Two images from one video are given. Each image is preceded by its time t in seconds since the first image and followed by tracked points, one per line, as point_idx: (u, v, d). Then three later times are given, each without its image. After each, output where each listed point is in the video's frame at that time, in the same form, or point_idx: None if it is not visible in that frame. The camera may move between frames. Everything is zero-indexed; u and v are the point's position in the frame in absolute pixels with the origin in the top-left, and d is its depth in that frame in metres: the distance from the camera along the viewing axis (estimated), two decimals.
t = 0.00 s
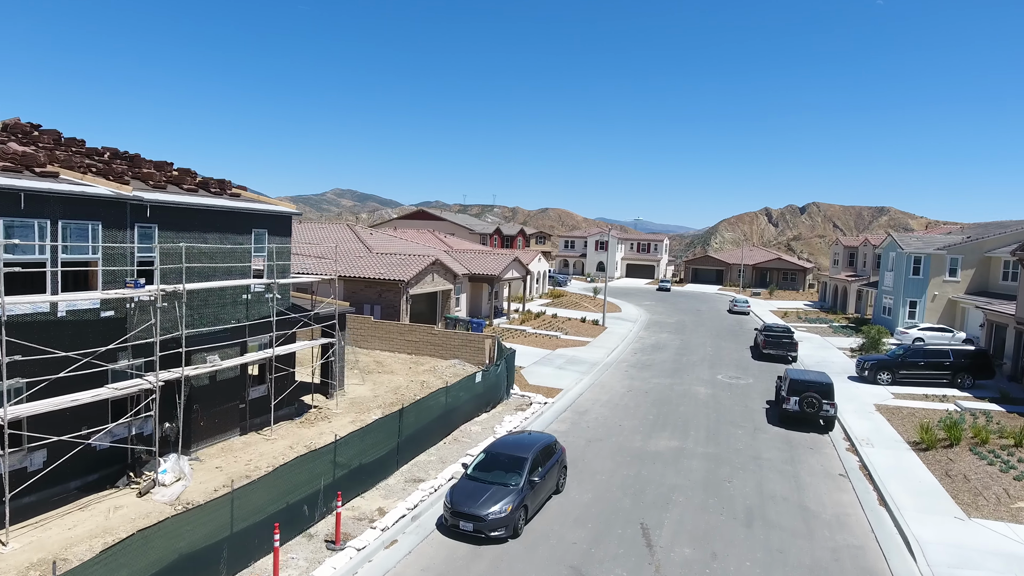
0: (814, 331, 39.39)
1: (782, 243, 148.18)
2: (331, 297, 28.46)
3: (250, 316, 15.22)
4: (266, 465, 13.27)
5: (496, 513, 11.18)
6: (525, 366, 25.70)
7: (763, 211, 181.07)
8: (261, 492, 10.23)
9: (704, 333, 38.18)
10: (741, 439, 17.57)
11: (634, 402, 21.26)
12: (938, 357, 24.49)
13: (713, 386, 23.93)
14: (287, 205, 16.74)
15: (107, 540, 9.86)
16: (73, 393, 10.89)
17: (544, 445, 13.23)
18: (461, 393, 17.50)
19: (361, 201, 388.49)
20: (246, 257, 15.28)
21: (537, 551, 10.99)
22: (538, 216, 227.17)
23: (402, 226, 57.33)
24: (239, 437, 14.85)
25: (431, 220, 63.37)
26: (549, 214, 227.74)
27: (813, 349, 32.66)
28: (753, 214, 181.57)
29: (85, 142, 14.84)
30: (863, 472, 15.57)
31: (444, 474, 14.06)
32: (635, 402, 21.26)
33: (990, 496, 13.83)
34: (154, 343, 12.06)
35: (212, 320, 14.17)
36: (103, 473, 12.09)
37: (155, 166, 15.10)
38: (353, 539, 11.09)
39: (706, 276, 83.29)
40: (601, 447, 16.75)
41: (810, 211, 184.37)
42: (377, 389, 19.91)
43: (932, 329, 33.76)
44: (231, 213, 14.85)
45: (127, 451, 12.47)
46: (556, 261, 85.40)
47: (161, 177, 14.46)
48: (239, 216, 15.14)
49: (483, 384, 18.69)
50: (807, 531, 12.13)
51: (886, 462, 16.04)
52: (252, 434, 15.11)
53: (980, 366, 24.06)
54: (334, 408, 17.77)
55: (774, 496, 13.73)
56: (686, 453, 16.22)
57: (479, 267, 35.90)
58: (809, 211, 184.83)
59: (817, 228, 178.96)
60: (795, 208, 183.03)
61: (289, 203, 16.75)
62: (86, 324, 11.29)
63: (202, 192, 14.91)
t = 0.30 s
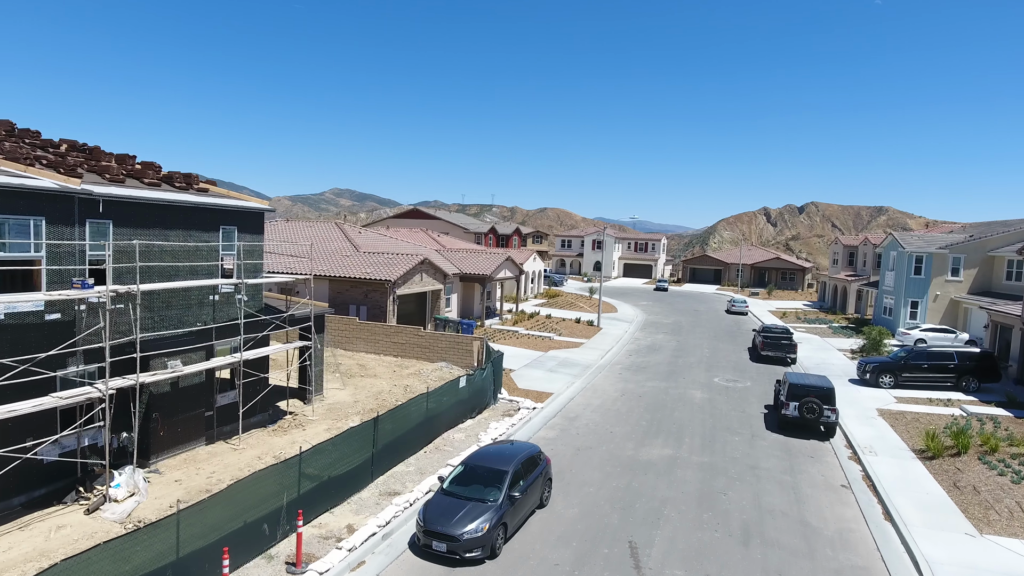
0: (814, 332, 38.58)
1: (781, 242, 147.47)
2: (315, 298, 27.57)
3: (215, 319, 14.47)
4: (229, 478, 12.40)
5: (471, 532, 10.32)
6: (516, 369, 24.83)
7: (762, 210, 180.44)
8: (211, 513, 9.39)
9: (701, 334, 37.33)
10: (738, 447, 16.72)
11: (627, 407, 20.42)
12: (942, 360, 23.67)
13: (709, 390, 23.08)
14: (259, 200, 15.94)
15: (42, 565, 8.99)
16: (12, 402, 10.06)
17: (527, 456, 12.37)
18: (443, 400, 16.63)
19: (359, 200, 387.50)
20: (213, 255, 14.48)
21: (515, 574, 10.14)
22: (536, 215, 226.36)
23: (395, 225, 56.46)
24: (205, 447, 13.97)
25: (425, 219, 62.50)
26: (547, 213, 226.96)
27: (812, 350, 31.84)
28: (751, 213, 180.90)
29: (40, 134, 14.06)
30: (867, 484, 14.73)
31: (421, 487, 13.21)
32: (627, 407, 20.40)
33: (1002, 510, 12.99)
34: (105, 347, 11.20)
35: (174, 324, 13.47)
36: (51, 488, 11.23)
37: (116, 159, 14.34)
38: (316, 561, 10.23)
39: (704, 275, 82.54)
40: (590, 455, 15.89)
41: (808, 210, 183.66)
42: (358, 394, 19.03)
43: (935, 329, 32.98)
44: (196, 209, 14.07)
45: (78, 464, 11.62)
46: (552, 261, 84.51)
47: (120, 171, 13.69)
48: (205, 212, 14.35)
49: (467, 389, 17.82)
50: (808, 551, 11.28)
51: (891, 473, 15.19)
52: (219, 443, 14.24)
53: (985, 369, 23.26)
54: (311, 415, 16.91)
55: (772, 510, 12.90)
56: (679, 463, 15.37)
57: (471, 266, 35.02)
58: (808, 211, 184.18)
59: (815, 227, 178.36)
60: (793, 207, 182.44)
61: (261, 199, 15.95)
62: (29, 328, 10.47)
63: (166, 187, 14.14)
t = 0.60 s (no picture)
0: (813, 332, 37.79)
1: (780, 242, 146.70)
2: (300, 298, 26.70)
3: (181, 321, 13.64)
4: (188, 492, 11.55)
5: (443, 554, 9.46)
6: (505, 372, 23.98)
7: (761, 210, 179.76)
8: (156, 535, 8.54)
9: (698, 335, 36.50)
10: (735, 456, 15.88)
11: (620, 412, 19.58)
12: (946, 363, 22.88)
13: (706, 394, 22.27)
14: (228, 196, 15.15)
15: None
16: None
17: (508, 469, 11.52)
18: (423, 406, 15.74)
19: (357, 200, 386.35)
20: (177, 253, 13.66)
21: None
22: (534, 215, 225.40)
23: (388, 224, 55.62)
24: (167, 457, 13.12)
25: (419, 218, 61.66)
26: (545, 212, 226.10)
27: (812, 352, 31.04)
28: (750, 213, 180.16)
29: None
30: (872, 496, 13.89)
31: (395, 501, 12.37)
32: (620, 412, 19.55)
33: (1016, 525, 12.15)
34: (50, 352, 10.32)
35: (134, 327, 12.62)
36: None
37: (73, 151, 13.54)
38: None
39: (702, 275, 81.74)
40: (579, 465, 15.04)
41: (807, 210, 182.94)
42: (338, 400, 18.17)
43: (937, 331, 32.18)
44: (159, 205, 13.26)
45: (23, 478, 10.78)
46: (549, 260, 83.57)
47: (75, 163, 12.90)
48: (169, 208, 13.52)
49: (450, 395, 16.95)
50: (810, 572, 10.43)
51: (897, 484, 14.34)
52: (183, 453, 13.40)
53: (992, 372, 22.45)
54: (285, 421, 16.06)
55: (771, 526, 12.06)
56: (673, 474, 14.52)
57: (462, 265, 34.16)
58: (807, 211, 183.48)
59: (814, 226, 177.70)
60: (792, 207, 181.80)
61: (231, 195, 15.18)
62: None
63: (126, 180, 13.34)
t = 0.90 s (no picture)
0: (814, 333, 36.98)
1: (780, 242, 145.89)
2: (285, 298, 25.88)
3: (141, 323, 12.82)
4: (141, 509, 10.69)
5: None
6: (496, 375, 23.14)
7: (760, 210, 179.01)
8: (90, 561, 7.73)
9: (696, 336, 35.67)
10: (732, 465, 15.05)
11: (613, 417, 18.75)
12: (953, 365, 22.06)
13: (703, 398, 21.46)
14: (195, 191, 14.44)
15: None
16: None
17: (487, 483, 10.66)
18: (403, 413, 14.90)
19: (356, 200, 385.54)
20: (138, 251, 12.88)
21: None
22: (534, 215, 224.64)
23: (382, 223, 54.80)
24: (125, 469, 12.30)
25: (414, 217, 60.87)
26: (544, 212, 225.36)
27: (813, 353, 30.22)
28: (750, 212, 179.46)
29: None
30: (879, 509, 13.03)
31: (367, 517, 11.55)
32: (613, 417, 18.72)
33: None
34: None
35: (88, 330, 11.79)
36: None
37: (28, 142, 12.74)
38: None
39: (701, 274, 80.95)
40: (568, 476, 14.19)
41: (807, 209, 182.15)
42: (316, 405, 17.34)
43: (942, 331, 31.39)
44: (118, 198, 12.47)
45: None
46: (547, 259, 82.70)
47: (26, 153, 12.11)
48: (130, 203, 12.73)
49: (433, 401, 16.11)
50: None
51: (906, 497, 13.48)
52: (143, 464, 12.58)
53: (1000, 376, 21.64)
54: (258, 428, 15.23)
55: (770, 544, 11.21)
56: (666, 485, 13.67)
57: (454, 265, 33.31)
58: (806, 210, 182.69)
59: (814, 226, 176.94)
60: (792, 206, 181.11)
61: (197, 189, 14.48)
62: None
63: (84, 173, 12.58)
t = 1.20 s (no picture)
0: (814, 333, 36.19)
1: (779, 241, 145.15)
2: (268, 298, 25.03)
3: (97, 324, 11.97)
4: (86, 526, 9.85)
5: None
6: (485, 377, 22.30)
7: (760, 209, 178.32)
8: None
9: (694, 337, 34.86)
10: (729, 474, 14.23)
11: (605, 422, 17.92)
12: (959, 368, 21.26)
13: (700, 401, 20.64)
14: (159, 184, 13.64)
15: None
16: None
17: (462, 498, 9.82)
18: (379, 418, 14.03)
19: (355, 199, 384.52)
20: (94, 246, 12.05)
21: None
22: (532, 214, 223.71)
23: (376, 221, 53.95)
24: (78, 480, 11.47)
25: (408, 216, 60.07)
26: (542, 212, 224.52)
27: (813, 354, 29.41)
28: (749, 212, 178.77)
29: None
30: (886, 522, 12.20)
31: (334, 533, 10.73)
32: (605, 422, 17.88)
33: None
34: None
35: (35, 331, 10.91)
36: None
37: None
38: None
39: (699, 274, 80.18)
40: (555, 486, 13.34)
41: (806, 208, 181.36)
42: (293, 410, 16.51)
43: (945, 332, 30.63)
44: (71, 190, 11.64)
45: None
46: (544, 259, 81.76)
47: None
48: (84, 196, 11.90)
49: (413, 405, 15.25)
50: None
51: (915, 509, 12.64)
52: (98, 476, 11.74)
53: (1009, 378, 20.86)
54: (228, 435, 14.40)
55: (770, 563, 10.37)
56: (659, 497, 12.82)
57: (445, 263, 32.46)
58: (806, 210, 181.97)
59: (814, 225, 176.23)
60: (791, 206, 180.48)
61: (161, 182, 13.68)
62: None
63: (36, 163, 11.79)
